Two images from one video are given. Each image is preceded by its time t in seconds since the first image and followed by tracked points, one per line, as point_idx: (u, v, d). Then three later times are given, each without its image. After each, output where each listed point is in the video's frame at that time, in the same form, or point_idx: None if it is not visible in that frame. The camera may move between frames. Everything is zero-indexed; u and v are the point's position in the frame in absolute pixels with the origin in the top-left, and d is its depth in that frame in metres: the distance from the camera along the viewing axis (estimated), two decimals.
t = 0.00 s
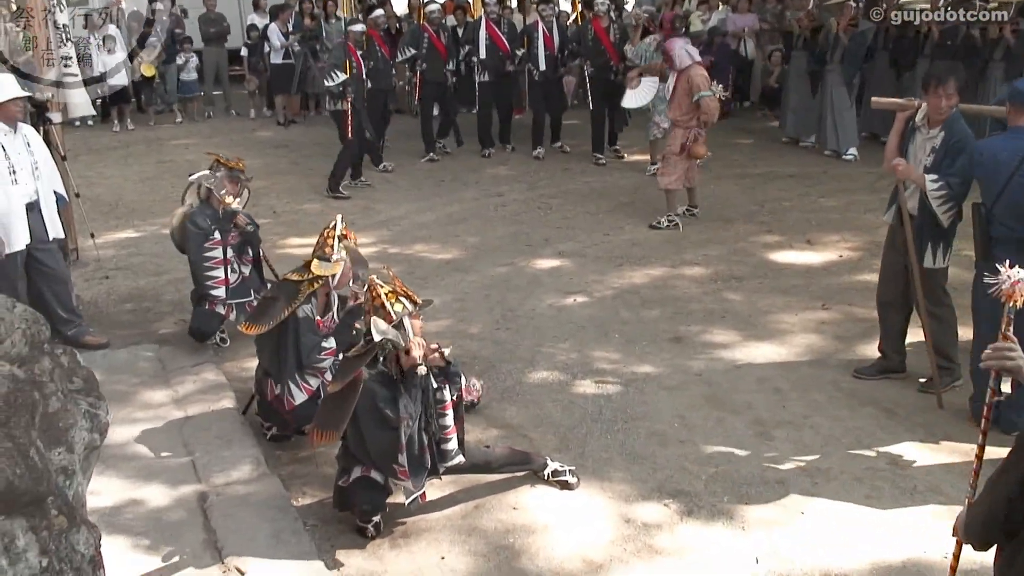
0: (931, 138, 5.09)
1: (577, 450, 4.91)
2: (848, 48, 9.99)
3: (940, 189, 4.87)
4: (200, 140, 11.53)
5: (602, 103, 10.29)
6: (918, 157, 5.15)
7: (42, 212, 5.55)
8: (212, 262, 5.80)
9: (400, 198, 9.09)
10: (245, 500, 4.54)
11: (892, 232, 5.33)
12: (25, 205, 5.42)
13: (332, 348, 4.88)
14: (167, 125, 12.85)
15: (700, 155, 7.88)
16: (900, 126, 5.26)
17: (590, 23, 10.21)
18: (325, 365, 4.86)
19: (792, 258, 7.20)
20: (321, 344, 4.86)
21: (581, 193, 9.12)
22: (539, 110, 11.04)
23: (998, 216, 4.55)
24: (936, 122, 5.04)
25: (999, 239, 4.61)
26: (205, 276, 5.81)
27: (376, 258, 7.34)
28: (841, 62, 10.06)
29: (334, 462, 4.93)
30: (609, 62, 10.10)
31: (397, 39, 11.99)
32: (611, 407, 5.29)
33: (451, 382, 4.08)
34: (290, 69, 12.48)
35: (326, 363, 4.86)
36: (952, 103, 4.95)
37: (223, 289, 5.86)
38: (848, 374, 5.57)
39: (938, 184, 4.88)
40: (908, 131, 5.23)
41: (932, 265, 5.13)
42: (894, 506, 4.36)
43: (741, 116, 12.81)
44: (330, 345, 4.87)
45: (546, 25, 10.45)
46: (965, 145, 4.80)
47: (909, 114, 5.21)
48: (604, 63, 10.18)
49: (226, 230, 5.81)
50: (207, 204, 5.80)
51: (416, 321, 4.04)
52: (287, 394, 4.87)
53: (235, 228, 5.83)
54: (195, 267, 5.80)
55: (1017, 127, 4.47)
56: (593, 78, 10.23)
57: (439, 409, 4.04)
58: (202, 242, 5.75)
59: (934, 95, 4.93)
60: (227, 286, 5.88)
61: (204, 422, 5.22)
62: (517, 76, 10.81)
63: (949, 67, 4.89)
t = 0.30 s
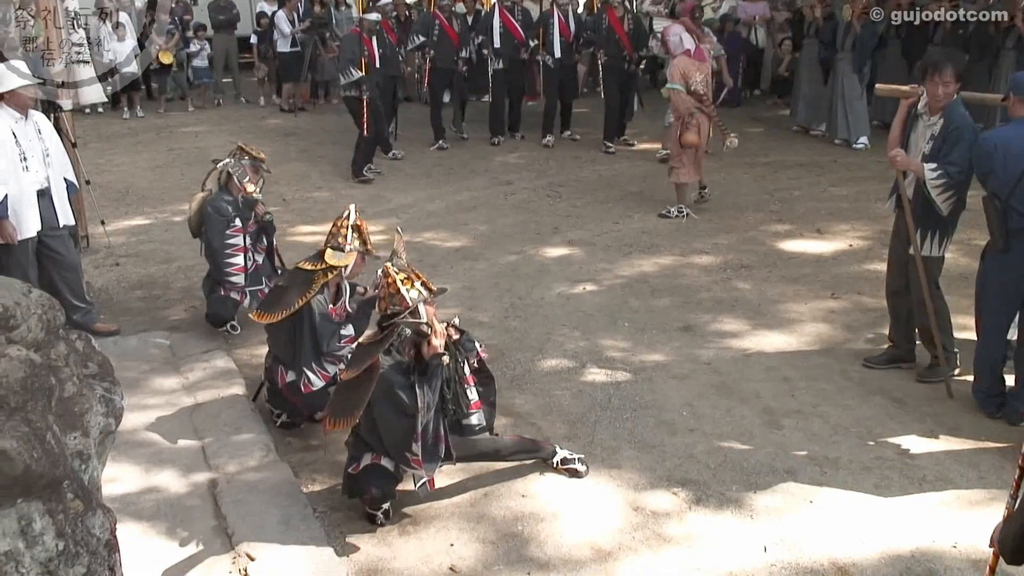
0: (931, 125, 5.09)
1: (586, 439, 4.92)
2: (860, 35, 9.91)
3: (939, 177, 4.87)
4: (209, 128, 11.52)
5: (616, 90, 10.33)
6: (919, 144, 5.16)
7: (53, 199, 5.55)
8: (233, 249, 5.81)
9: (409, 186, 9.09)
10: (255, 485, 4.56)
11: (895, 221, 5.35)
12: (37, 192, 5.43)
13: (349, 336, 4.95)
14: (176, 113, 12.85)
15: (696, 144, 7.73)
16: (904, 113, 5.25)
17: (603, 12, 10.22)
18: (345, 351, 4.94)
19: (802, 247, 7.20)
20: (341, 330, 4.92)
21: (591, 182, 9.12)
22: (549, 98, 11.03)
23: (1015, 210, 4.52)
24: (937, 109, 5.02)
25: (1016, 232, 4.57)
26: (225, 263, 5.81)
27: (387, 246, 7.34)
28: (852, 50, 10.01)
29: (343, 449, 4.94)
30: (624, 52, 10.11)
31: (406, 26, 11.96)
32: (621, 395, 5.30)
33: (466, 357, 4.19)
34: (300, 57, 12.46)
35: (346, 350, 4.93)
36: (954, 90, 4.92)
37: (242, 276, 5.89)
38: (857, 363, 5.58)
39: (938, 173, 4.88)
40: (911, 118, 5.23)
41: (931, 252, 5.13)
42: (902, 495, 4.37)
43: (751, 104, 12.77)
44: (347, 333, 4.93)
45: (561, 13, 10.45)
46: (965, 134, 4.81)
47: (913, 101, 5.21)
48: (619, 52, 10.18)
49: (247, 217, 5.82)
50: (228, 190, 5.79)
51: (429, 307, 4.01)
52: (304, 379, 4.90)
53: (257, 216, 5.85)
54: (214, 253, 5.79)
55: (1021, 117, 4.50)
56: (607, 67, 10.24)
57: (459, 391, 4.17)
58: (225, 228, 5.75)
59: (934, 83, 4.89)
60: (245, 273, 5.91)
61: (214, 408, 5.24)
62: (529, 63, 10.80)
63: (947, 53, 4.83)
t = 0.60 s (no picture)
0: (935, 112, 5.08)
1: (593, 429, 4.92)
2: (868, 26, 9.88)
3: (940, 165, 4.78)
4: (216, 118, 11.52)
5: (625, 78, 10.37)
6: (922, 132, 5.16)
7: (61, 188, 5.55)
8: (255, 240, 5.82)
9: (417, 177, 9.08)
10: (263, 474, 4.57)
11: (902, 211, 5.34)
12: (44, 182, 5.43)
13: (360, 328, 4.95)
14: (183, 103, 12.84)
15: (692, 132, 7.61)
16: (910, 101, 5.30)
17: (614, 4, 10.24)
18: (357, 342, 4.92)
19: (809, 238, 7.20)
20: (352, 320, 4.92)
21: (598, 172, 9.11)
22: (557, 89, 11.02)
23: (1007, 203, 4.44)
24: (940, 98, 5.02)
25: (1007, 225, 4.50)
26: (248, 253, 5.82)
27: (394, 237, 7.34)
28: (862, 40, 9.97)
29: (350, 439, 4.95)
30: (635, 38, 10.12)
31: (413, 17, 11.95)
32: (628, 385, 5.31)
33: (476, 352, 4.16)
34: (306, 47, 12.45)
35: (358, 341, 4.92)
36: (958, 79, 4.90)
37: (263, 266, 5.92)
38: (865, 354, 5.58)
39: (938, 161, 4.79)
40: (918, 107, 5.24)
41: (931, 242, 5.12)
42: (909, 486, 4.38)
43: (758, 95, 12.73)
44: (359, 324, 4.93)
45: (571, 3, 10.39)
46: (967, 124, 4.75)
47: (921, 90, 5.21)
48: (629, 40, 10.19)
49: (268, 208, 5.84)
50: (249, 181, 5.78)
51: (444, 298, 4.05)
52: (315, 368, 4.92)
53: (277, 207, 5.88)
54: (237, 244, 5.79)
55: (1017, 109, 4.47)
56: (617, 58, 10.24)
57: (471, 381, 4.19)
58: (249, 220, 5.75)
59: (934, 73, 4.89)
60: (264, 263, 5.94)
61: (221, 398, 5.24)
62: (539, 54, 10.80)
63: (950, 42, 4.82)
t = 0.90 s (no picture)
0: (938, 108, 5.07)
1: (598, 425, 4.92)
2: (873, 21, 9.87)
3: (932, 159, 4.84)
4: (221, 113, 11.51)
5: (630, 74, 10.40)
6: (925, 128, 5.15)
7: (66, 183, 5.55)
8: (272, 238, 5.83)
9: (422, 172, 9.08)
10: (267, 470, 4.57)
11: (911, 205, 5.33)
12: (49, 177, 5.43)
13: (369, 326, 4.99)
14: (187, 98, 12.83)
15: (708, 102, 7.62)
16: (915, 98, 5.33)
17: None
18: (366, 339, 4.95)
19: (813, 233, 7.19)
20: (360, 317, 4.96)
21: (603, 167, 9.10)
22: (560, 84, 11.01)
23: (986, 194, 4.48)
24: (942, 93, 5.01)
25: (987, 216, 4.52)
26: (265, 250, 5.84)
27: (399, 232, 7.34)
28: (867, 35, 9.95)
29: (353, 435, 4.95)
30: (639, 33, 10.16)
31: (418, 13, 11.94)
32: (633, 381, 5.30)
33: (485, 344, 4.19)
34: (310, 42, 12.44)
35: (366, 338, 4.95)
36: (960, 74, 4.90)
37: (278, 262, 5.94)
38: (869, 350, 5.58)
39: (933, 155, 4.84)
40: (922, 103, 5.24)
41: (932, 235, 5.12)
42: (914, 482, 4.37)
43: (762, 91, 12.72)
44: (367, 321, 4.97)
45: None
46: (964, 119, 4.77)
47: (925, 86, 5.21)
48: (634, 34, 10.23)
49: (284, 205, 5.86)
50: (265, 179, 5.76)
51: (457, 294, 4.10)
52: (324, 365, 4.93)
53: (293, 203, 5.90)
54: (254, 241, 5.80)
55: (1003, 103, 4.53)
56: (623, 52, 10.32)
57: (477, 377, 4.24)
58: (267, 217, 5.76)
59: (937, 68, 4.90)
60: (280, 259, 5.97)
61: (225, 394, 5.24)
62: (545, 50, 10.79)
63: (953, 37, 4.82)
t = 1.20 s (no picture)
0: (917, 115, 5.12)
1: (583, 432, 4.93)
2: (855, 29, 9.96)
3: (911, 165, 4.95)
4: (204, 121, 11.48)
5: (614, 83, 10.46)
6: (906, 134, 5.20)
7: (48, 191, 5.51)
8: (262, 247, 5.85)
9: (406, 179, 9.08)
10: (251, 478, 4.54)
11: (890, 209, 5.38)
12: (31, 184, 5.40)
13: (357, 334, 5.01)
14: (170, 106, 12.79)
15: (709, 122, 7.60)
16: (896, 102, 5.38)
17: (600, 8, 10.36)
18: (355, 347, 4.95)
19: (796, 240, 7.24)
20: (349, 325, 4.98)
21: (587, 175, 9.14)
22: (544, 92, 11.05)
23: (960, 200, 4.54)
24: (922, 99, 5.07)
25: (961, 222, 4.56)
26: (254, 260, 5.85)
27: (383, 239, 7.34)
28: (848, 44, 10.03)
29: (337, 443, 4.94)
30: (621, 40, 10.25)
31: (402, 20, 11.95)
32: (617, 388, 5.32)
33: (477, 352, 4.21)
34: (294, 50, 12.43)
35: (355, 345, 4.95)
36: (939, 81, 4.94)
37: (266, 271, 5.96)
38: (852, 356, 5.62)
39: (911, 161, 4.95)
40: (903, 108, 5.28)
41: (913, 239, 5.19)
42: (896, 488, 4.40)
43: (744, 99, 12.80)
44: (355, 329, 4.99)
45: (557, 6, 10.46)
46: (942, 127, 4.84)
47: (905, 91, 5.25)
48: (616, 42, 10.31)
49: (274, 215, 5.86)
50: (256, 188, 5.75)
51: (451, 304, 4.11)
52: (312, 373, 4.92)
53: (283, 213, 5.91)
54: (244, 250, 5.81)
55: (977, 111, 4.60)
56: (606, 61, 10.40)
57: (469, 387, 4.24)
58: (258, 227, 5.76)
59: (917, 75, 4.94)
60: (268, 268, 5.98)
61: (208, 402, 5.21)
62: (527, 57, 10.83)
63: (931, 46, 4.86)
